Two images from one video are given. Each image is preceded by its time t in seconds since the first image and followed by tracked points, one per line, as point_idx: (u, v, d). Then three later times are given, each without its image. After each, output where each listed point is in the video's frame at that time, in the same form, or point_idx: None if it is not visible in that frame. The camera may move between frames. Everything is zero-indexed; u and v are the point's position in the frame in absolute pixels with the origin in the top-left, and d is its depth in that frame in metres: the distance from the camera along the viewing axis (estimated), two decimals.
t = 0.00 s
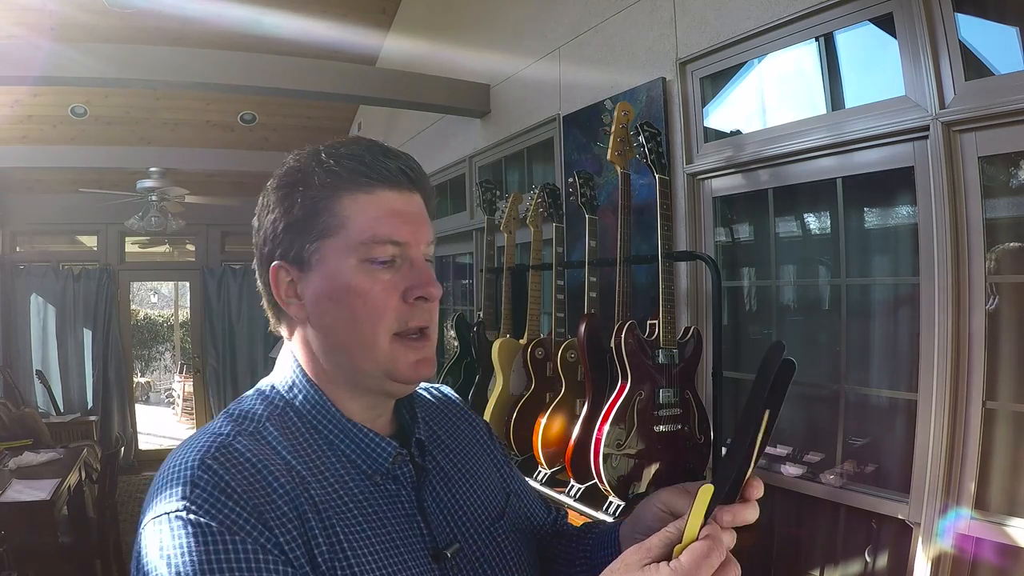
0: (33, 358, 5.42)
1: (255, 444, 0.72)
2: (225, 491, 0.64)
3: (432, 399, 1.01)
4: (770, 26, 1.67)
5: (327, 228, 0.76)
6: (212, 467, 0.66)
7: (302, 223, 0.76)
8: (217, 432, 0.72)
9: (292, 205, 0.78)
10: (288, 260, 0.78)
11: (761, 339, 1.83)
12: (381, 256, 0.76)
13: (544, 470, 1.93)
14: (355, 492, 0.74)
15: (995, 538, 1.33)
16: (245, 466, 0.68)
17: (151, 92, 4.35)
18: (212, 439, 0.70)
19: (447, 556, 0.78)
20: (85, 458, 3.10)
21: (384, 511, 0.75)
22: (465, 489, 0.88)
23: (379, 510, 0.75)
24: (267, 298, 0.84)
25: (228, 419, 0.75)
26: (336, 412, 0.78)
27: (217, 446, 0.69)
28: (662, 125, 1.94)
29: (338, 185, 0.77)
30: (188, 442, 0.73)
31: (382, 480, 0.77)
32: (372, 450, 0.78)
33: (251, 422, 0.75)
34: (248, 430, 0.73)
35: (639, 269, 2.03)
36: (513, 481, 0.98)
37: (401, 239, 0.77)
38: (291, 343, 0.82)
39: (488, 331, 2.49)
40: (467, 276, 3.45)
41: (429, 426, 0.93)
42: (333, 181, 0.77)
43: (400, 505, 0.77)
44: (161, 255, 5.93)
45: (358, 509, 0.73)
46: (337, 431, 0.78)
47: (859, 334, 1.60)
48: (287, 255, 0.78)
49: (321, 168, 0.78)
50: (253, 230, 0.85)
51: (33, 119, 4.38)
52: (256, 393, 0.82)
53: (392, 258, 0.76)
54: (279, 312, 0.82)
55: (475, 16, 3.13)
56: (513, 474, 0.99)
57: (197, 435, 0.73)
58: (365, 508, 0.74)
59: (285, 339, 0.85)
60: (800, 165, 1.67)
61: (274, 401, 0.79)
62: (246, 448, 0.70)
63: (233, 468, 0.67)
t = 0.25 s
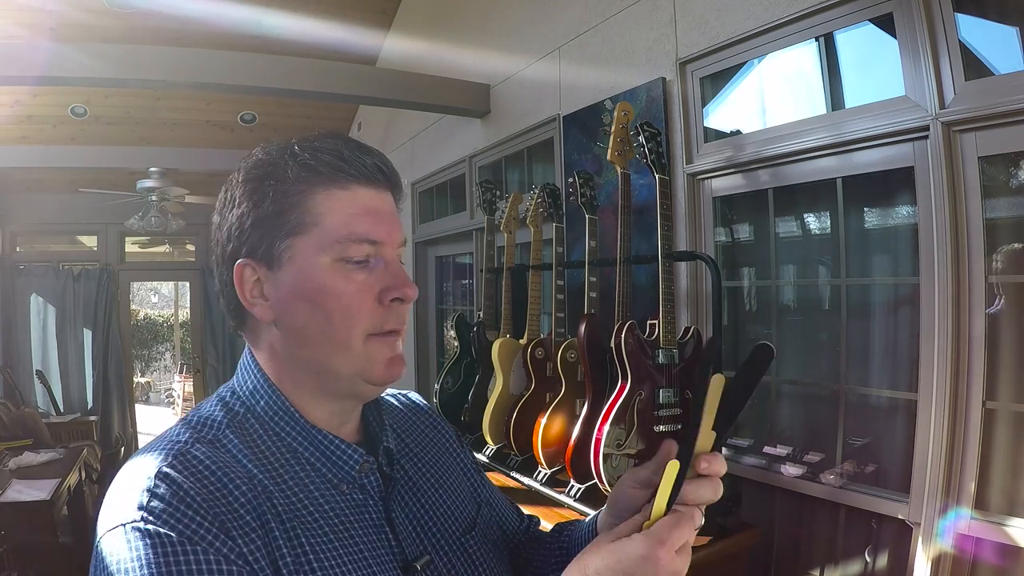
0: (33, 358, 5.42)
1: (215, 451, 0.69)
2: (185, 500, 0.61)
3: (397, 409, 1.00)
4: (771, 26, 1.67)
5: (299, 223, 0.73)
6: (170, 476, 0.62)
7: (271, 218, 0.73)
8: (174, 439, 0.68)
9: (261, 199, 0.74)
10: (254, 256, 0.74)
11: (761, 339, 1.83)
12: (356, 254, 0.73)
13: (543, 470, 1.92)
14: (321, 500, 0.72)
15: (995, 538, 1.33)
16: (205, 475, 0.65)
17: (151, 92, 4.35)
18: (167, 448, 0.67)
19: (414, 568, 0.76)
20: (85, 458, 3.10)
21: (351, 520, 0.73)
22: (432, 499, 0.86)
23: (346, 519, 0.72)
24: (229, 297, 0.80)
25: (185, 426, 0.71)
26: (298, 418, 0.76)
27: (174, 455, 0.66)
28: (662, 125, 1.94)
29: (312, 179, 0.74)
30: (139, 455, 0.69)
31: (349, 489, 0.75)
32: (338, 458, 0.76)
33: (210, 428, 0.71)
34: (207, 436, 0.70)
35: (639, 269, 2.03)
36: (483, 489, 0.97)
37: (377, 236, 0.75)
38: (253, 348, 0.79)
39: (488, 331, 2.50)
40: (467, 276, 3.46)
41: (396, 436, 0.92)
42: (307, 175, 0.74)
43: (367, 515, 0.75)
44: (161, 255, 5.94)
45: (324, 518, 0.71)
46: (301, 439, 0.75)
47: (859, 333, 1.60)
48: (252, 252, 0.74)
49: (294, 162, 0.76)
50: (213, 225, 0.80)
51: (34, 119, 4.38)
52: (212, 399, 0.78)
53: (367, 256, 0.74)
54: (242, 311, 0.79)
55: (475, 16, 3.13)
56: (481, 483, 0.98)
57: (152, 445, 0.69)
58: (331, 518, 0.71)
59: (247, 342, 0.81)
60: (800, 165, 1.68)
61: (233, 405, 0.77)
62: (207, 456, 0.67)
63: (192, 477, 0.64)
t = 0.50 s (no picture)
0: (33, 358, 5.42)
1: (196, 463, 0.66)
2: (167, 518, 0.59)
3: (370, 415, 0.98)
4: (771, 26, 1.67)
5: (285, 224, 0.71)
6: (150, 494, 0.59)
7: (254, 218, 0.71)
8: (148, 453, 0.65)
9: (243, 198, 0.72)
10: (234, 258, 0.72)
11: (761, 339, 1.83)
12: (342, 257, 0.73)
13: (543, 470, 1.92)
14: (305, 509, 0.70)
15: (995, 538, 1.33)
16: (186, 491, 0.62)
17: (151, 92, 4.35)
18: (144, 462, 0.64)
19: None
20: (85, 458, 3.10)
21: (336, 528, 0.71)
22: (418, 505, 0.84)
23: (331, 527, 0.70)
24: (199, 302, 0.76)
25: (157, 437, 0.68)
26: (276, 425, 0.74)
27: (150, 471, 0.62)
28: (662, 125, 1.95)
29: (297, 179, 0.73)
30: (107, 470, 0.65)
31: (332, 497, 0.73)
32: (320, 465, 0.74)
33: (185, 439, 0.68)
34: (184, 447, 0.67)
35: (639, 269, 2.03)
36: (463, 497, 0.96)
37: (364, 239, 0.75)
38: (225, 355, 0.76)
39: (488, 331, 2.49)
40: (466, 276, 3.46)
41: (375, 443, 0.91)
42: (293, 174, 0.73)
43: (351, 523, 0.73)
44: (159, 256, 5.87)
45: (311, 526, 0.69)
46: (281, 448, 0.73)
47: (859, 334, 1.60)
48: (232, 255, 0.72)
49: (277, 160, 0.74)
50: (181, 226, 0.76)
51: (34, 119, 4.38)
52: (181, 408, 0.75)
53: (352, 259, 0.74)
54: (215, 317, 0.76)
55: (475, 16, 3.13)
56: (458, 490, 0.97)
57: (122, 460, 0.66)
58: (318, 525, 0.69)
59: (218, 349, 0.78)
60: (800, 165, 1.67)
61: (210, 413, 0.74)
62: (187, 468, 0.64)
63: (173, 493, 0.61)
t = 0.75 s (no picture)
0: (33, 358, 5.42)
1: (193, 476, 0.65)
2: (170, 539, 0.58)
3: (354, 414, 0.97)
4: (771, 26, 1.67)
5: (281, 225, 0.70)
6: (151, 513, 0.59)
7: (246, 220, 0.69)
8: (142, 467, 0.64)
9: (235, 199, 0.69)
10: (227, 263, 0.70)
11: (761, 339, 1.83)
12: (338, 258, 0.73)
13: (543, 470, 1.91)
14: (304, 517, 0.70)
15: (995, 538, 1.33)
16: (186, 507, 0.62)
17: (151, 92, 4.35)
18: (139, 477, 0.62)
19: None
20: (85, 458, 3.10)
21: (336, 534, 0.71)
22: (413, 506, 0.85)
23: (331, 534, 0.71)
24: (185, 308, 0.74)
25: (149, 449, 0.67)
26: (267, 432, 0.73)
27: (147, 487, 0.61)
28: (662, 125, 1.95)
29: (291, 177, 0.72)
30: (97, 487, 0.64)
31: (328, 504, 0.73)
32: (316, 471, 0.74)
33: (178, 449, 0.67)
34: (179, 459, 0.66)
35: (639, 269, 2.03)
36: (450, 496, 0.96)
37: (358, 237, 0.75)
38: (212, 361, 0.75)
39: (488, 331, 2.49)
40: (467, 276, 3.46)
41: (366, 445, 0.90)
42: (286, 172, 0.71)
43: (348, 529, 0.73)
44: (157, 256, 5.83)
45: (311, 534, 0.69)
46: (275, 455, 0.73)
47: (859, 334, 1.60)
48: (223, 260, 0.70)
49: (269, 157, 0.71)
50: (162, 230, 0.73)
51: (34, 119, 4.38)
52: (166, 416, 0.73)
53: (347, 259, 0.74)
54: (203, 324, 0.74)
55: (475, 16, 3.13)
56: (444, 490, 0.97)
57: (113, 475, 0.65)
58: (319, 533, 0.69)
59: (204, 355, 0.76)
60: (800, 165, 1.67)
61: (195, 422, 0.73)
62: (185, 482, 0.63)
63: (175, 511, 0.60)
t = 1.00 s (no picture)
0: (33, 358, 5.42)
1: (195, 485, 0.65)
2: (179, 551, 0.58)
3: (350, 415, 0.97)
4: (771, 26, 1.67)
5: (279, 225, 0.70)
6: (156, 527, 0.59)
7: (242, 220, 0.69)
8: (144, 478, 0.64)
9: (231, 199, 0.69)
10: (224, 265, 0.70)
11: (761, 338, 1.84)
12: (337, 259, 0.74)
13: (543, 470, 1.91)
14: (310, 522, 0.70)
15: (995, 538, 1.33)
16: (191, 518, 0.61)
17: (150, 91, 4.34)
18: (142, 489, 0.62)
19: None
20: (85, 458, 3.10)
21: (341, 538, 0.71)
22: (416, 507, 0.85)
23: (336, 538, 0.71)
24: (178, 310, 0.74)
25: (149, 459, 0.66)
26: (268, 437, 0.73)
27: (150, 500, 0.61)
28: (662, 125, 1.95)
29: (289, 177, 0.71)
30: (97, 499, 0.63)
31: (332, 507, 0.74)
32: (319, 475, 0.74)
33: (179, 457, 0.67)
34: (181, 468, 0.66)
35: (639, 268, 2.03)
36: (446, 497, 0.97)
37: (357, 238, 0.76)
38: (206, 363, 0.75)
39: (488, 331, 2.50)
40: (467, 276, 3.46)
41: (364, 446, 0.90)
42: (283, 170, 0.71)
43: (352, 532, 0.74)
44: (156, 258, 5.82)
45: (317, 540, 0.69)
46: (277, 460, 0.73)
47: (859, 334, 1.60)
48: (219, 262, 0.70)
49: (266, 155, 0.71)
50: (154, 230, 0.72)
51: (34, 119, 4.38)
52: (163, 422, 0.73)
53: (345, 261, 0.74)
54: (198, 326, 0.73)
55: (475, 16, 3.13)
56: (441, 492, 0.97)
57: (114, 485, 0.64)
58: (324, 538, 0.70)
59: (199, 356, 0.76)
60: (800, 165, 1.67)
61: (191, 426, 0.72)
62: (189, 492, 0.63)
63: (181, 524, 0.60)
